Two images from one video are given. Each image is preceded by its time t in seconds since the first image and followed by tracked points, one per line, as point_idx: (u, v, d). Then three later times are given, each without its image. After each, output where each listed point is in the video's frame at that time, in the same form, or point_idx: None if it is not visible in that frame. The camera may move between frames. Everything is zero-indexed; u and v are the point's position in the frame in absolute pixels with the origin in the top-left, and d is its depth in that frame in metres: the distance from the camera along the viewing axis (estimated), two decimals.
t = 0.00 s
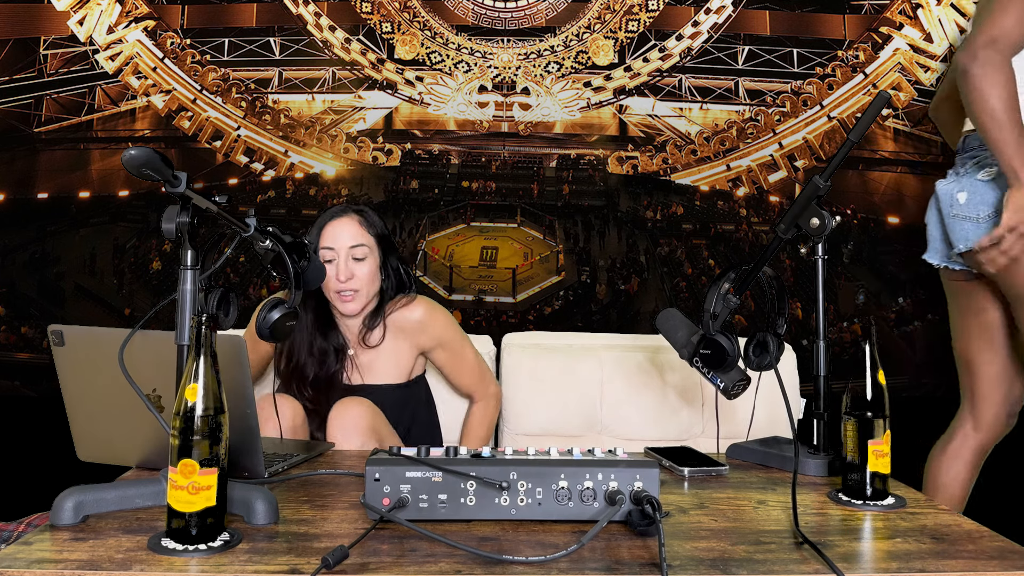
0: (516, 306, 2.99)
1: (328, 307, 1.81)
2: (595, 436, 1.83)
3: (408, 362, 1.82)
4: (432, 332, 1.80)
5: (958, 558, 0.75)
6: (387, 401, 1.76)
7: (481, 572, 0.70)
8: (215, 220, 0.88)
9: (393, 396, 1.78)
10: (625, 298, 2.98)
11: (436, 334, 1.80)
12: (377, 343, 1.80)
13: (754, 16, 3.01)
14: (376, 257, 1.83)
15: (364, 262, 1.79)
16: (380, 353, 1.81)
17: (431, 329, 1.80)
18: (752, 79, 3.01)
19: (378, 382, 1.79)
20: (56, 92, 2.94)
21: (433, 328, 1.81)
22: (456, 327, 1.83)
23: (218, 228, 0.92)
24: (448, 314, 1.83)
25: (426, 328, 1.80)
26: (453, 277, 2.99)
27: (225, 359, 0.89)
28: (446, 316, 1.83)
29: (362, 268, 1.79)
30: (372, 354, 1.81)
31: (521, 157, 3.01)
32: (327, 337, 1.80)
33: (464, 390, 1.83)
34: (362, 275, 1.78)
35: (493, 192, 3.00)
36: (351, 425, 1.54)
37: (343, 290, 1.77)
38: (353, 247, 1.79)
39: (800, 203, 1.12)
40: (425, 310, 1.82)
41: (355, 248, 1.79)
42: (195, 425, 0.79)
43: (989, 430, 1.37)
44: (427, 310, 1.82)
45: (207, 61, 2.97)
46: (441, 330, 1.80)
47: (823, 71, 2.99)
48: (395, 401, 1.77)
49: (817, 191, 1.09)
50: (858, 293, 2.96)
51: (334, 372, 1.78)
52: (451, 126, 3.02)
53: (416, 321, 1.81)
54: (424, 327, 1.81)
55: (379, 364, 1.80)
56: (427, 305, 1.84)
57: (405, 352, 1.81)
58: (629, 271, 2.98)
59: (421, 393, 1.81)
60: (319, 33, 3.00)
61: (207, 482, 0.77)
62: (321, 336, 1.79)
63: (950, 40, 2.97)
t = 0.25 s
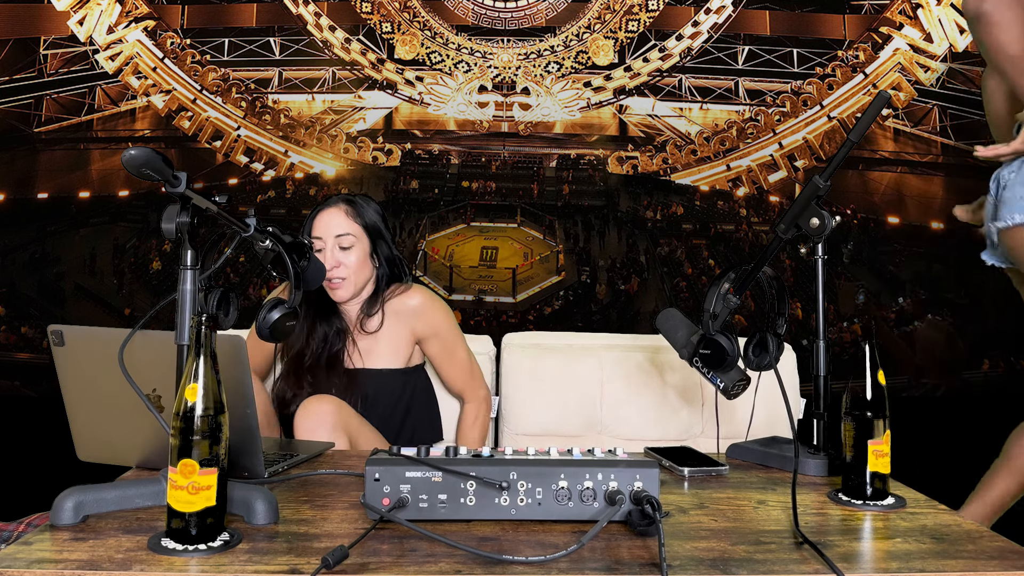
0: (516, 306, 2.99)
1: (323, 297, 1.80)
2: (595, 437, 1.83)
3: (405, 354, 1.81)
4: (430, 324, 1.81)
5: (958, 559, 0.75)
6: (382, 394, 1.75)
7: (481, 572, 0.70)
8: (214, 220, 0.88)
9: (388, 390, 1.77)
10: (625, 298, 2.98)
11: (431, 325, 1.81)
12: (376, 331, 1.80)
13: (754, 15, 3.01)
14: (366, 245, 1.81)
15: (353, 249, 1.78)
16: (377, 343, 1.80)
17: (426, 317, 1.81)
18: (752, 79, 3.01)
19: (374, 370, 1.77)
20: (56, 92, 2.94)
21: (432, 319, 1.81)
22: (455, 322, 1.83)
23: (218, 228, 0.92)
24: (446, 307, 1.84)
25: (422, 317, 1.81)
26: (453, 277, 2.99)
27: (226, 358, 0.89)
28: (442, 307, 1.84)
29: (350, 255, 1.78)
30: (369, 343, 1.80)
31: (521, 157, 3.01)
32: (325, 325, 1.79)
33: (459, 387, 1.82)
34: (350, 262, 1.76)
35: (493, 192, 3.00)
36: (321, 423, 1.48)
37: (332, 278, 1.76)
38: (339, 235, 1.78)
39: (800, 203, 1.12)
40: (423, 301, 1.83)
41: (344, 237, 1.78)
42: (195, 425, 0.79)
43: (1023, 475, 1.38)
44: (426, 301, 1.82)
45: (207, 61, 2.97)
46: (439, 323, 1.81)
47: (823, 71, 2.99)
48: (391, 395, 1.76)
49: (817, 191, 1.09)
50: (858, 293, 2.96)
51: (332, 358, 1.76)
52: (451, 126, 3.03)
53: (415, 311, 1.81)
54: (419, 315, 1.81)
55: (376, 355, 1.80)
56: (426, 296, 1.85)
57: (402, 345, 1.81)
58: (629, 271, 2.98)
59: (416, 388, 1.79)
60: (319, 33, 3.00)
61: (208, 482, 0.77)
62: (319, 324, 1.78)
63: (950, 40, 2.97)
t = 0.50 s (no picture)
0: (516, 306, 2.99)
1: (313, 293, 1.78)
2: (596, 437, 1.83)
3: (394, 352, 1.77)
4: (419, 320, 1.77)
5: (958, 559, 0.75)
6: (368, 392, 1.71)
7: (481, 572, 0.70)
8: (214, 220, 0.88)
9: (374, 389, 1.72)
10: (625, 298, 2.98)
11: (420, 322, 1.76)
12: (365, 326, 1.75)
13: (754, 16, 3.01)
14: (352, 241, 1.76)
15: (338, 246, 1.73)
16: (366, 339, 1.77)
17: (416, 314, 1.76)
18: (752, 79, 3.01)
19: (361, 367, 1.73)
20: (56, 92, 2.94)
21: (421, 315, 1.76)
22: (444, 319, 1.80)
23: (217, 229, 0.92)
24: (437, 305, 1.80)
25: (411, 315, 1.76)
26: (453, 277, 2.99)
27: (226, 359, 0.89)
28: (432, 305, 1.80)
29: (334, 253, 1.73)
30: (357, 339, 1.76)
31: (521, 157, 3.01)
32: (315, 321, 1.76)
33: (448, 388, 1.77)
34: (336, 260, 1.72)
35: (493, 192, 3.00)
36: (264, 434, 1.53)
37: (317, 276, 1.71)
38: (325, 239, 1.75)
39: (800, 203, 1.12)
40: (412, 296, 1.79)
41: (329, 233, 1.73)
42: (195, 425, 0.79)
43: None
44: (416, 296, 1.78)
45: (207, 61, 2.97)
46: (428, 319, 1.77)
47: (823, 71, 2.99)
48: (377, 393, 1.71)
49: (817, 191, 1.09)
50: (858, 293, 2.96)
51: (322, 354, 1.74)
52: (451, 126, 3.03)
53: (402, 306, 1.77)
54: (409, 312, 1.77)
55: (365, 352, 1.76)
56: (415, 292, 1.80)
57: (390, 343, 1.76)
58: (629, 271, 2.98)
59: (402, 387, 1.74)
60: (319, 33, 3.00)
61: (208, 482, 0.77)
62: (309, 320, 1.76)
63: (951, 40, 2.97)
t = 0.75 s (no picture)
0: (516, 306, 2.99)
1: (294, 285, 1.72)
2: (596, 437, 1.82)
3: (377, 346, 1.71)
4: (403, 316, 1.70)
5: (958, 559, 0.75)
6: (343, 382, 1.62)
7: (482, 572, 0.70)
8: (214, 220, 0.88)
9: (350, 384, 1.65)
10: (625, 298, 2.98)
11: (404, 315, 1.70)
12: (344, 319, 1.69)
13: (754, 16, 3.01)
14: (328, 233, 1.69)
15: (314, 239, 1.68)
16: (347, 332, 1.70)
17: (399, 308, 1.70)
18: (752, 79, 3.01)
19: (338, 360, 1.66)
20: (56, 92, 2.94)
21: (405, 310, 1.70)
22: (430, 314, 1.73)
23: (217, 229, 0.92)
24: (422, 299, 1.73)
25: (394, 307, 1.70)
26: (453, 277, 2.98)
27: (226, 359, 0.89)
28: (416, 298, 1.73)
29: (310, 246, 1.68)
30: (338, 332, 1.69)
31: (521, 157, 3.01)
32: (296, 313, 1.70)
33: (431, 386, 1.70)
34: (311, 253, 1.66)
35: (493, 192, 3.00)
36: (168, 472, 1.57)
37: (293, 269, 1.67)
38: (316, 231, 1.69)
39: (800, 203, 1.12)
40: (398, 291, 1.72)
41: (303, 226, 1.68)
42: (195, 424, 0.79)
43: None
44: (401, 291, 1.71)
45: (207, 61, 2.97)
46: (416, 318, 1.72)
47: (823, 71, 2.99)
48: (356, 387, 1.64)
49: (817, 192, 1.09)
50: (858, 293, 2.96)
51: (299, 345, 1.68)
52: (451, 126, 3.03)
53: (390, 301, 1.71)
54: (393, 305, 1.70)
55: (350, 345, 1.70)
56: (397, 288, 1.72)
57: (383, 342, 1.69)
58: (629, 271, 2.98)
59: (381, 383, 1.68)
60: (319, 33, 3.00)
61: (208, 482, 0.77)
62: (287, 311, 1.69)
63: (951, 40, 2.97)
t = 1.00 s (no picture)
0: (516, 306, 2.99)
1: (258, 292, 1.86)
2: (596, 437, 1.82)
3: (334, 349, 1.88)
4: (368, 323, 1.90)
5: (958, 559, 0.75)
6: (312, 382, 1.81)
7: (482, 572, 0.70)
8: (214, 220, 0.88)
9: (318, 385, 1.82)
10: (625, 298, 2.98)
11: (367, 318, 1.90)
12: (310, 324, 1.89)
13: (754, 16, 3.01)
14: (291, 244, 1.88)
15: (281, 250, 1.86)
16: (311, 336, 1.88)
17: (364, 312, 1.92)
18: (752, 79, 3.01)
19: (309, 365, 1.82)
20: (56, 92, 2.94)
21: (367, 316, 1.91)
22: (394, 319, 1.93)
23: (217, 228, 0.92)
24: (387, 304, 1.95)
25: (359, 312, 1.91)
26: (453, 277, 2.98)
27: (226, 359, 0.89)
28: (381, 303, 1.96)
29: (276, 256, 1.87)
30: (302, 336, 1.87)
31: (521, 157, 3.01)
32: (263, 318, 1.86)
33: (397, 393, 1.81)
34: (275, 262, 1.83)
35: (493, 192, 3.00)
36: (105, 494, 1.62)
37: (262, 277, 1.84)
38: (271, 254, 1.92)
39: (800, 203, 1.12)
40: (364, 296, 1.94)
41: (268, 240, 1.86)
42: (195, 425, 0.79)
43: None
44: (365, 296, 1.94)
45: (207, 61, 2.97)
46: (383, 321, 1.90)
47: (823, 71, 2.99)
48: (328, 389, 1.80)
49: (817, 192, 1.09)
50: (858, 293, 2.96)
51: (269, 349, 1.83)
52: (451, 126, 3.03)
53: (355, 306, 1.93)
54: (359, 309, 1.92)
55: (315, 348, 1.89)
56: (360, 296, 1.94)
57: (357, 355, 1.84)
58: (629, 271, 2.98)
59: (344, 386, 1.82)
60: (319, 33, 3.00)
61: (208, 482, 0.77)
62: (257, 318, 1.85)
63: (951, 40, 2.97)
